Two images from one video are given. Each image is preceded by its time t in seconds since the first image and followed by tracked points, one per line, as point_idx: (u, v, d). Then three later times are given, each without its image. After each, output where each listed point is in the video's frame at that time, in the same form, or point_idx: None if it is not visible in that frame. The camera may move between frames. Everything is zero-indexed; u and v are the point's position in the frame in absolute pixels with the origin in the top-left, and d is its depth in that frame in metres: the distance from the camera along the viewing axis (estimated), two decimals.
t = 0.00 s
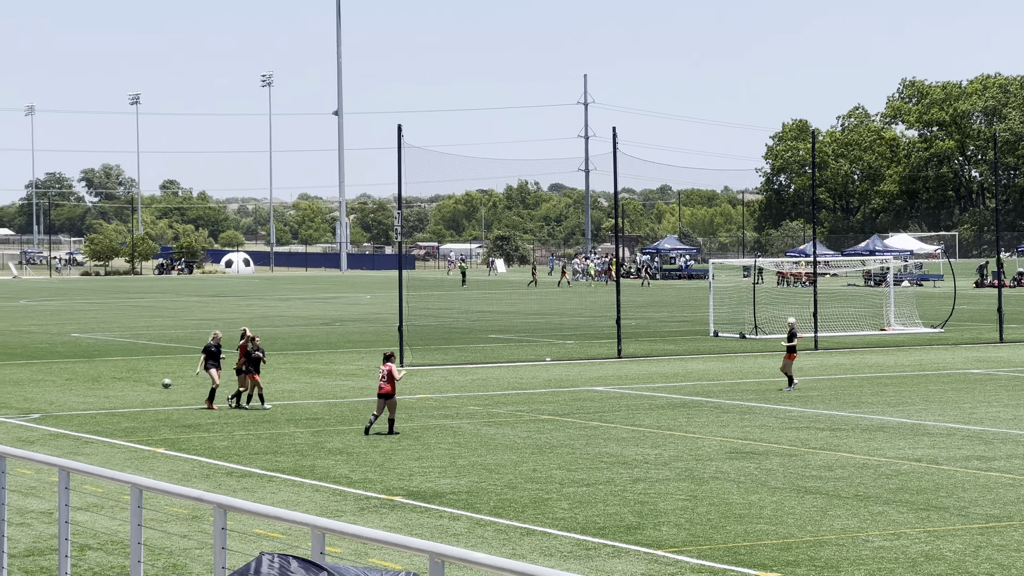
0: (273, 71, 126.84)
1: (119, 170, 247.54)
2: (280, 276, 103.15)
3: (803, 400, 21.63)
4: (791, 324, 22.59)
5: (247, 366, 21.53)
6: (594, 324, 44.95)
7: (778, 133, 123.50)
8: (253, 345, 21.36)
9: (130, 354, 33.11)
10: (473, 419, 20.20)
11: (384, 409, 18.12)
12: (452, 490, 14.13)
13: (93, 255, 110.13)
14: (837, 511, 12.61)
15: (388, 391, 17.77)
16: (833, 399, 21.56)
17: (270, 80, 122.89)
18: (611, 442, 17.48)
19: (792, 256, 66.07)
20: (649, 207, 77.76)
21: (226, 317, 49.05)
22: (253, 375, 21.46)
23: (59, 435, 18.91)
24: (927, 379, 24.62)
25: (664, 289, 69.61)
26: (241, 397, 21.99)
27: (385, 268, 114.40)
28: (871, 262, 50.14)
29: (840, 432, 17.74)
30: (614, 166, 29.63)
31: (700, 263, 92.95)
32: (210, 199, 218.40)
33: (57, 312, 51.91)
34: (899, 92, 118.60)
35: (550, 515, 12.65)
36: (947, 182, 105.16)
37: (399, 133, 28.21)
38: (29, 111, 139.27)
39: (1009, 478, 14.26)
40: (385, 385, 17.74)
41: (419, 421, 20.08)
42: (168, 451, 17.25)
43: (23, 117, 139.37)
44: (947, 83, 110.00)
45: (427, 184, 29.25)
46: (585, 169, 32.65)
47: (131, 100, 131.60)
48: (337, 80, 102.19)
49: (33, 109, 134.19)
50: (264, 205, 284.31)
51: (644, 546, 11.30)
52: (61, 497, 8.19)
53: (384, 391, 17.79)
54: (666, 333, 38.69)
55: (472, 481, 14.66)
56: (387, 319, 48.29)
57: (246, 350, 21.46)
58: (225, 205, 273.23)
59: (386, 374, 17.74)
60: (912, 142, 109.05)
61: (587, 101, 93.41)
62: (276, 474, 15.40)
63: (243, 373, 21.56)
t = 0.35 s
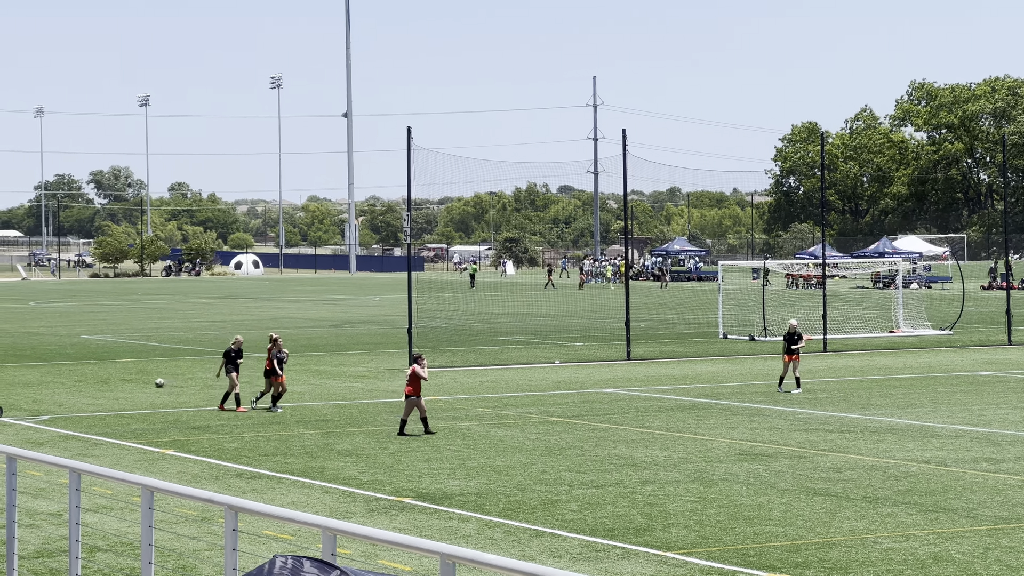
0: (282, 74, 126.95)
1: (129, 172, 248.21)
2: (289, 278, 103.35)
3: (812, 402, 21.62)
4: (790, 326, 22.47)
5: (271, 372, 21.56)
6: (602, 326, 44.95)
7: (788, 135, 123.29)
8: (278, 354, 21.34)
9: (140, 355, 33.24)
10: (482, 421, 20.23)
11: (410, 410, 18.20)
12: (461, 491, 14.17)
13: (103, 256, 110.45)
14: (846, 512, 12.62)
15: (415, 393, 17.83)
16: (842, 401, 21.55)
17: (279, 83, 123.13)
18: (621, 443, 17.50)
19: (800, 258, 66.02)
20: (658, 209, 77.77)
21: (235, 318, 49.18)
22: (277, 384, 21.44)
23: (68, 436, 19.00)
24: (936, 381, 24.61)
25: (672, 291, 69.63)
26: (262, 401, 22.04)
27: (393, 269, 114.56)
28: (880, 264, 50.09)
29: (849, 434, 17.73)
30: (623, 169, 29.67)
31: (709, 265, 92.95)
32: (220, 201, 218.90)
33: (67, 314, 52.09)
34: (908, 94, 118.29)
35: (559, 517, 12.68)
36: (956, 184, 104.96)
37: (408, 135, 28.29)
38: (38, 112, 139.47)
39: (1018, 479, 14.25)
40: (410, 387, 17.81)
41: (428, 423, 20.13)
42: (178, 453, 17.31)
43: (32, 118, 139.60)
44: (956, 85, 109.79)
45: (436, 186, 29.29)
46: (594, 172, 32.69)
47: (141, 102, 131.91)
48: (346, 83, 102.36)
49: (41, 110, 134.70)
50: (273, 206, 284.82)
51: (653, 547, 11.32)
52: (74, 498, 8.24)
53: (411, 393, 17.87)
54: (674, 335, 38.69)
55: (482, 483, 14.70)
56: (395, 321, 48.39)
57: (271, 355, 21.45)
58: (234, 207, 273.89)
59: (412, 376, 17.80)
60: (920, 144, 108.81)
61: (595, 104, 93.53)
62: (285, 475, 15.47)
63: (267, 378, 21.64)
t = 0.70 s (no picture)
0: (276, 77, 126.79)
1: (122, 177, 247.74)
2: (282, 282, 103.13)
3: (805, 406, 21.62)
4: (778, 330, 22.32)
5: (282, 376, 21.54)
6: (596, 331, 44.98)
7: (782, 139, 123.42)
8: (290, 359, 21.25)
9: (133, 359, 33.18)
10: (476, 425, 20.20)
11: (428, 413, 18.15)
12: (456, 495, 14.15)
13: (95, 261, 110.18)
14: (840, 517, 12.60)
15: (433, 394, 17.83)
16: (835, 405, 21.57)
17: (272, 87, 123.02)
18: (614, 448, 17.50)
19: (794, 263, 66.15)
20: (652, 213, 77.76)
21: (229, 323, 49.12)
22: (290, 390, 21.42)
23: (62, 441, 18.95)
24: (930, 385, 24.63)
25: (665, 296, 69.67)
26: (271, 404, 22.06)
27: (386, 274, 114.48)
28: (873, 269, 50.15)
29: (843, 439, 17.74)
30: (616, 173, 29.70)
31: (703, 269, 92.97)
32: (213, 205, 218.66)
33: (60, 319, 51.97)
34: (902, 99, 118.46)
35: (554, 521, 12.66)
36: (949, 189, 105.08)
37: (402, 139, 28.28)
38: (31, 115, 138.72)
39: (1011, 484, 14.26)
40: (426, 390, 17.78)
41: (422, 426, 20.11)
42: (171, 457, 17.28)
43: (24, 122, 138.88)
44: (950, 90, 109.93)
45: (430, 191, 29.29)
46: (588, 176, 32.68)
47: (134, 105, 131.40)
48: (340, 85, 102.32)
49: (34, 114, 134.42)
50: (266, 211, 284.42)
51: (646, 552, 11.31)
52: (69, 502, 8.20)
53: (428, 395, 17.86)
54: (668, 339, 38.69)
55: (476, 487, 14.68)
56: (389, 326, 48.36)
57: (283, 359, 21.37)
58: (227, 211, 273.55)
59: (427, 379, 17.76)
60: (913, 149, 108.91)
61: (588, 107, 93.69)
62: (279, 479, 15.45)
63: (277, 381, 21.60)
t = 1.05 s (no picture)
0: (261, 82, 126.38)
1: (107, 181, 246.63)
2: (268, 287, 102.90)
3: (791, 411, 21.68)
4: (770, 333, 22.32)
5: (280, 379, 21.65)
6: (583, 335, 45.00)
7: (767, 143, 123.82)
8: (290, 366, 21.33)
9: (118, 365, 33.06)
10: (463, 430, 20.19)
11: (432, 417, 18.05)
12: (442, 500, 14.14)
13: (80, 265, 109.66)
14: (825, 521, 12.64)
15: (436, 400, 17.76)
16: (821, 410, 21.63)
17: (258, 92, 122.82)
18: (601, 452, 17.51)
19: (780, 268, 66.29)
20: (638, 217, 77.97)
21: (215, 328, 48.97)
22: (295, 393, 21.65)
23: (47, 446, 18.86)
24: (915, 389, 24.72)
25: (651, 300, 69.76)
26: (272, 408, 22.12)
27: (373, 278, 114.42)
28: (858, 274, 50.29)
29: (828, 443, 17.78)
30: (602, 179, 29.76)
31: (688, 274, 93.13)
32: (199, 210, 217.89)
33: (44, 324, 51.72)
34: (886, 104, 118.95)
35: (539, 526, 12.66)
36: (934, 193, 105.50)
37: (388, 143, 28.31)
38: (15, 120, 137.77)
39: (996, 488, 14.32)
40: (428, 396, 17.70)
41: (408, 431, 20.10)
42: (157, 462, 17.22)
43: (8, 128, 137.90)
44: (935, 95, 110.27)
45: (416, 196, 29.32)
46: (574, 180, 32.78)
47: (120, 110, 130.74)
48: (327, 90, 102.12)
49: (19, 119, 133.83)
50: (252, 215, 283.54)
51: (632, 556, 11.32)
52: (54, 507, 8.17)
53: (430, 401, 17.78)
54: (654, 344, 38.76)
55: (462, 492, 14.66)
56: (375, 330, 48.31)
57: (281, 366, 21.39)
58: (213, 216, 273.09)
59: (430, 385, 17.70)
60: (898, 154, 109.24)
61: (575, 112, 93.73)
62: (265, 484, 15.41)
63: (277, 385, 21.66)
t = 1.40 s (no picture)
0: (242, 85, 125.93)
1: (86, 184, 245.29)
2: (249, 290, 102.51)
3: (771, 413, 21.73)
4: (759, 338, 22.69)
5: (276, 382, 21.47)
6: (563, 338, 45.03)
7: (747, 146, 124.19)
8: (280, 370, 21.08)
9: (97, 368, 32.85)
10: (443, 433, 20.13)
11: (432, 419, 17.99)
12: (422, 503, 14.10)
13: (60, 269, 108.97)
14: (805, 522, 12.67)
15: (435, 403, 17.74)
16: (801, 412, 21.68)
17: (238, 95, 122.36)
18: (581, 454, 17.51)
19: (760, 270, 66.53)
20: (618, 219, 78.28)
21: (194, 331, 48.75)
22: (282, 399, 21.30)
23: (24, 450, 18.70)
24: (894, 391, 24.82)
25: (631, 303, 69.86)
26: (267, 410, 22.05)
27: (354, 281, 114.16)
28: (838, 276, 50.49)
29: (808, 445, 17.85)
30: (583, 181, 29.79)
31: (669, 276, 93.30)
32: (178, 213, 216.87)
33: (22, 327, 51.36)
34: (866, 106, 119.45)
35: (520, 528, 12.64)
36: (914, 196, 106.01)
37: (368, 146, 28.25)
38: None
39: (974, 488, 14.38)
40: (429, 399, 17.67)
41: (388, 434, 20.04)
42: (136, 466, 17.10)
43: None
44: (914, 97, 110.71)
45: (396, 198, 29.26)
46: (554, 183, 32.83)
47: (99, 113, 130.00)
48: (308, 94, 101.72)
49: None
50: (232, 218, 282.45)
51: (613, 558, 11.31)
52: (31, 511, 8.10)
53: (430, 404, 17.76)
54: (634, 346, 38.83)
55: (442, 494, 14.62)
56: (356, 333, 48.18)
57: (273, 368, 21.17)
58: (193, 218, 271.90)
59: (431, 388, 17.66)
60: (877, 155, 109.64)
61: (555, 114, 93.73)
62: (244, 487, 15.32)
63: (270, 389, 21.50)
